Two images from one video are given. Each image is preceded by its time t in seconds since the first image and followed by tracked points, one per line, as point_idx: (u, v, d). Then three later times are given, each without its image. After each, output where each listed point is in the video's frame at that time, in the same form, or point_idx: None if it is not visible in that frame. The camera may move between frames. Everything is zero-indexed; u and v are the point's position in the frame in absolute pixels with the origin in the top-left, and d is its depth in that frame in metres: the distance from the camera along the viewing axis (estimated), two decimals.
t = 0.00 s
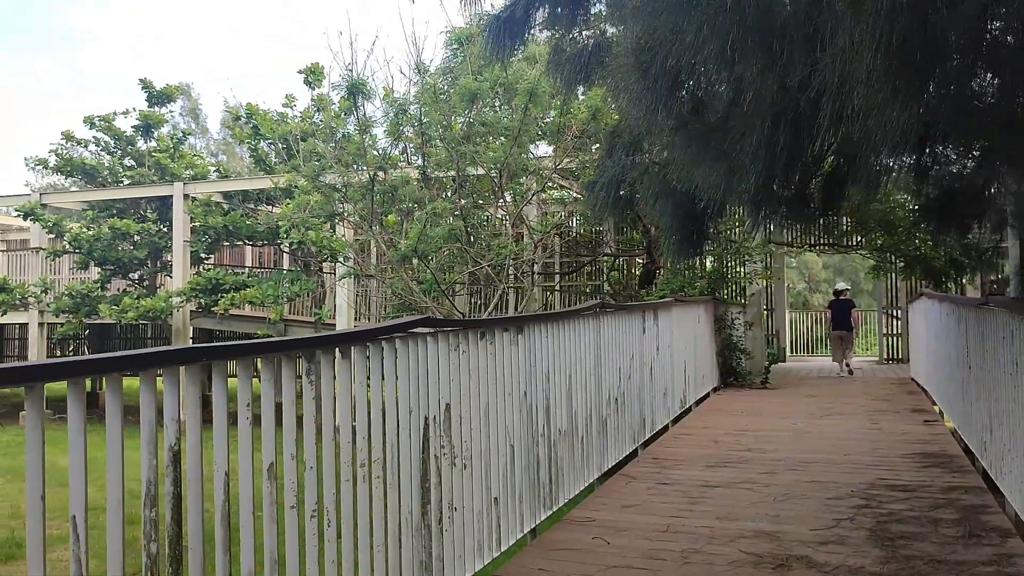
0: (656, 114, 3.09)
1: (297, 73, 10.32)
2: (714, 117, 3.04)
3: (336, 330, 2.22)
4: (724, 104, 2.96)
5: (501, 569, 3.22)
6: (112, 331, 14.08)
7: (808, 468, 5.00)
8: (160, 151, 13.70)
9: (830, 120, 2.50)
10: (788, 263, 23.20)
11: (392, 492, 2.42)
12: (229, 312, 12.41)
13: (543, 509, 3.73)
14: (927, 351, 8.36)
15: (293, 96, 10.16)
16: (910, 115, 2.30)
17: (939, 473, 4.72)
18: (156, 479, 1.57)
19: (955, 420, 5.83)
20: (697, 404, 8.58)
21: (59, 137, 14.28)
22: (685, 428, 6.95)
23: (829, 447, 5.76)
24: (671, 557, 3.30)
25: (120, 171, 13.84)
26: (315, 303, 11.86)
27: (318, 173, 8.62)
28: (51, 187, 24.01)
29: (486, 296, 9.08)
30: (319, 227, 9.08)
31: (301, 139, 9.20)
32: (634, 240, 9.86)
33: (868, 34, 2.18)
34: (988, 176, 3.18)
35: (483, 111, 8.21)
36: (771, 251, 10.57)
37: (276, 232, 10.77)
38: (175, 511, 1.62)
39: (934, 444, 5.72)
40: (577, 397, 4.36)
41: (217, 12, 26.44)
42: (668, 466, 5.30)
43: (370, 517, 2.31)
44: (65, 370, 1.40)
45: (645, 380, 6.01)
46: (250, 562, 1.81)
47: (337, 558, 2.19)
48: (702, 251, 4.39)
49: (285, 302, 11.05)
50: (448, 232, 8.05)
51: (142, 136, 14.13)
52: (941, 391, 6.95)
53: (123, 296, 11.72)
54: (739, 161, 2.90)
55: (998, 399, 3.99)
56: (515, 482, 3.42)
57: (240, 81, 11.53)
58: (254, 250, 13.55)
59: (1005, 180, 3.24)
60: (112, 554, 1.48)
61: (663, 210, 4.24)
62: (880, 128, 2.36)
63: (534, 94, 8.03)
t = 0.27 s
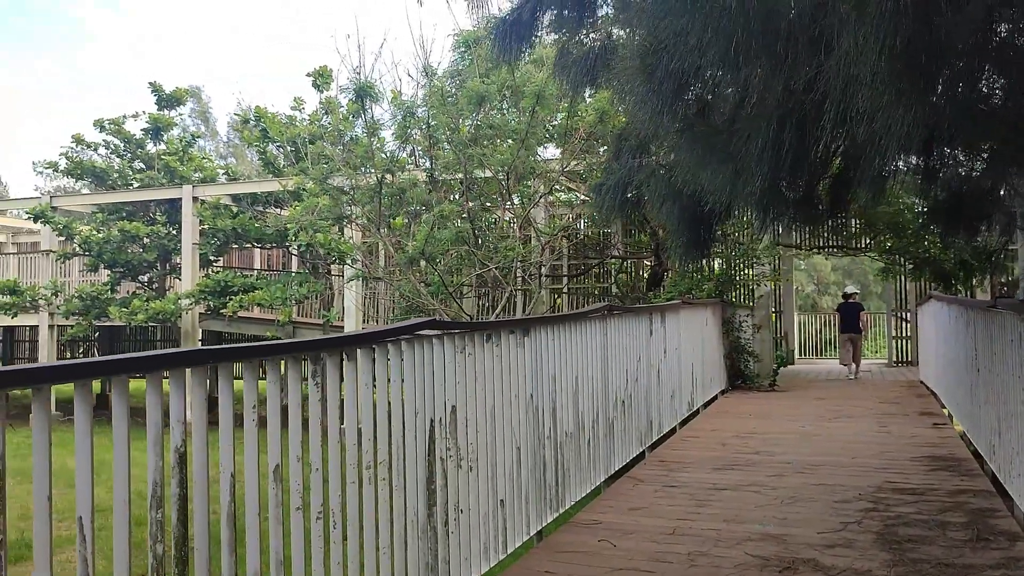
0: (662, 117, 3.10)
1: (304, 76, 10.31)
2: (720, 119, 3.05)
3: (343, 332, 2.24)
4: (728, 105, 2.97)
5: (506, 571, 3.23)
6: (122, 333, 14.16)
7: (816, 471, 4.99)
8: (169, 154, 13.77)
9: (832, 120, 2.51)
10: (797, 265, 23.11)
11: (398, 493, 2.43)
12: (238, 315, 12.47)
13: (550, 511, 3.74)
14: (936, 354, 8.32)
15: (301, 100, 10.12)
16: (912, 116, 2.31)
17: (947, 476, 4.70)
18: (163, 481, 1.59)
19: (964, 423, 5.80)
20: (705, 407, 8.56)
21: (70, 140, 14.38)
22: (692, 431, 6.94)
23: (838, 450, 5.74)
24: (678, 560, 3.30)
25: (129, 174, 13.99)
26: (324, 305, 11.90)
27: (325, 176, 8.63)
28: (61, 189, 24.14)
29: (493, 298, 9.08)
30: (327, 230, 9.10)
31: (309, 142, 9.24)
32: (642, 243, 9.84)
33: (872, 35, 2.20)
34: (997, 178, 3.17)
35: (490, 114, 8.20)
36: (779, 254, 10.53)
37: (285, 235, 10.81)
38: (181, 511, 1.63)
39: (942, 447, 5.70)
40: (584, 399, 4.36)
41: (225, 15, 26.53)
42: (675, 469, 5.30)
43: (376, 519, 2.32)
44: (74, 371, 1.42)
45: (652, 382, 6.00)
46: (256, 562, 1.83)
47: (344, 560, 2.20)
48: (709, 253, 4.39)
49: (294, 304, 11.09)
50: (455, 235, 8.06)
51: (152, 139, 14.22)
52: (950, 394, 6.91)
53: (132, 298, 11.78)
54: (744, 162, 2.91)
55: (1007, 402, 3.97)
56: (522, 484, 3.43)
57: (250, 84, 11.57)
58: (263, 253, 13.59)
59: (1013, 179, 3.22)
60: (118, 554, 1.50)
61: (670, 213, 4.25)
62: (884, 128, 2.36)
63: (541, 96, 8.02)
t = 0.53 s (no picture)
0: (669, 121, 3.11)
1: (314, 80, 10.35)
2: (727, 123, 3.06)
3: (351, 336, 2.26)
4: (735, 108, 2.97)
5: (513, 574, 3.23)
6: (133, 335, 14.24)
7: (825, 475, 4.98)
8: (180, 157, 13.86)
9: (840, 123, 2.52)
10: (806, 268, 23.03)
11: (406, 496, 2.44)
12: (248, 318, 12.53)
13: (558, 514, 3.74)
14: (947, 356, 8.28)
15: (311, 103, 10.11)
16: (920, 119, 2.31)
17: (958, 480, 4.68)
18: (173, 484, 1.61)
19: (975, 426, 5.77)
20: (714, 410, 8.54)
21: (82, 144, 14.49)
22: (701, 433, 6.93)
23: (847, 453, 5.72)
24: (686, 563, 3.30)
25: (140, 177, 14.09)
26: (333, 308, 11.96)
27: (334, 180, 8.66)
28: (72, 192, 24.29)
29: (502, 301, 9.09)
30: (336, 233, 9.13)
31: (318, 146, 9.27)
32: (650, 246, 9.83)
33: (880, 38, 2.20)
34: (1007, 181, 3.15)
35: (498, 117, 8.22)
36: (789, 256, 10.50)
37: (294, 238, 10.87)
38: (190, 513, 1.65)
39: (953, 450, 5.68)
40: (592, 402, 4.37)
41: (235, 19, 26.68)
42: (683, 472, 5.29)
43: (384, 522, 2.33)
44: (86, 375, 1.43)
45: (660, 385, 6.00)
46: (265, 564, 1.84)
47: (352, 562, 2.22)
48: (717, 256, 4.39)
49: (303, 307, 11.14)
50: (463, 237, 8.09)
51: (162, 142, 14.32)
52: (960, 397, 6.87)
53: (143, 301, 11.84)
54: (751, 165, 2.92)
55: (1018, 406, 3.95)
56: (530, 487, 3.44)
57: (259, 88, 11.64)
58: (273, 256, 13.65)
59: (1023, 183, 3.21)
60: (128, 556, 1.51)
61: (679, 216, 4.25)
62: (892, 131, 2.37)
63: (549, 100, 8.04)
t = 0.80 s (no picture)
0: (678, 123, 3.12)
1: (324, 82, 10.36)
2: (736, 125, 3.06)
3: (360, 338, 2.28)
4: (744, 110, 2.98)
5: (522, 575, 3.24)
6: (145, 337, 14.33)
7: (835, 477, 4.96)
8: (190, 160, 13.94)
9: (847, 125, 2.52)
10: (818, 269, 22.92)
11: (414, 497, 2.45)
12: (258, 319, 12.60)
13: (567, 516, 3.75)
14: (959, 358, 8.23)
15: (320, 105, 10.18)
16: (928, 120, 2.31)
17: (969, 482, 4.66)
18: (182, 484, 1.63)
19: (987, 428, 5.73)
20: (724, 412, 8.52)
21: (95, 147, 14.58)
22: (711, 435, 6.91)
23: (857, 455, 5.70)
24: (695, 565, 3.30)
25: (151, 180, 14.13)
26: (343, 310, 12.00)
27: (344, 182, 8.69)
28: (83, 195, 24.44)
29: (512, 302, 9.10)
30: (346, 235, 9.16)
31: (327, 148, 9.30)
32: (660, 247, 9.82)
33: (886, 40, 2.20)
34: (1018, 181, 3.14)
35: (508, 119, 8.22)
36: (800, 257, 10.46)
37: (304, 240, 10.91)
38: (199, 514, 1.67)
39: (964, 452, 5.64)
40: (602, 404, 4.38)
41: (246, 22, 26.78)
42: (693, 474, 5.28)
43: (393, 523, 2.35)
44: (96, 377, 1.46)
45: (670, 387, 5.99)
46: (274, 565, 1.86)
47: (361, 562, 2.23)
48: (726, 258, 4.39)
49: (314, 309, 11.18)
50: (472, 239, 8.10)
51: (174, 145, 14.41)
52: (972, 399, 6.83)
53: (155, 303, 11.92)
54: (759, 167, 2.92)
55: None
56: (539, 489, 3.45)
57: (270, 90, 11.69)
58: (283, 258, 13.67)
59: None
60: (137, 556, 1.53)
61: (687, 217, 4.26)
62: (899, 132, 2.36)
63: (559, 102, 8.05)
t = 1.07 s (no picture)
0: (686, 124, 3.11)
1: (334, 84, 10.34)
2: (745, 126, 3.06)
3: (369, 339, 2.29)
4: (753, 111, 2.97)
5: None
6: (156, 338, 14.42)
7: (846, 479, 4.94)
8: (201, 162, 14.02)
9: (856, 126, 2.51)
10: (829, 270, 22.78)
11: (423, 499, 2.46)
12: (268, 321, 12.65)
13: (576, 518, 3.74)
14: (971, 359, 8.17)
15: (331, 108, 10.27)
16: (939, 121, 2.29)
17: (981, 484, 4.63)
18: (192, 485, 1.64)
19: (999, 430, 5.69)
20: (734, 413, 8.49)
21: (106, 149, 14.66)
22: (721, 437, 6.89)
23: (868, 457, 5.67)
24: (705, 567, 3.29)
25: (163, 183, 14.11)
26: (353, 311, 12.04)
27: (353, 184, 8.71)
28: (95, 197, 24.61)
29: (521, 304, 9.10)
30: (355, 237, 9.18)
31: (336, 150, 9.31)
32: (669, 249, 9.79)
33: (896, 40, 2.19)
34: None
35: (517, 120, 8.22)
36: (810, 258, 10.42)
37: (314, 242, 10.95)
38: (209, 515, 1.68)
39: (977, 454, 5.60)
40: (611, 405, 4.37)
41: (257, 24, 26.88)
42: (703, 476, 5.27)
43: (401, 524, 2.35)
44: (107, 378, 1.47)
45: (680, 389, 5.98)
46: (284, 566, 1.87)
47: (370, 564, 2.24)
48: (736, 260, 4.38)
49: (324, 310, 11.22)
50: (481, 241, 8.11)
51: (184, 147, 14.51)
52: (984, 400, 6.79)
53: (166, 305, 11.98)
54: (768, 168, 2.91)
55: None
56: (548, 491, 3.44)
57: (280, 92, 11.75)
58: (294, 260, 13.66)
59: None
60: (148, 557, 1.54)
61: (697, 219, 4.26)
62: (909, 133, 2.35)
63: (568, 103, 8.05)
